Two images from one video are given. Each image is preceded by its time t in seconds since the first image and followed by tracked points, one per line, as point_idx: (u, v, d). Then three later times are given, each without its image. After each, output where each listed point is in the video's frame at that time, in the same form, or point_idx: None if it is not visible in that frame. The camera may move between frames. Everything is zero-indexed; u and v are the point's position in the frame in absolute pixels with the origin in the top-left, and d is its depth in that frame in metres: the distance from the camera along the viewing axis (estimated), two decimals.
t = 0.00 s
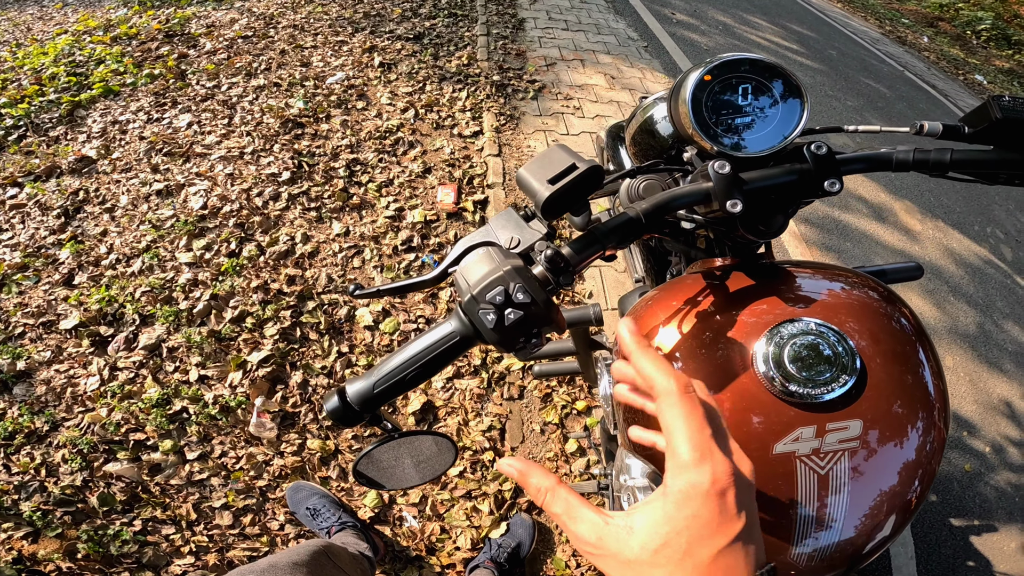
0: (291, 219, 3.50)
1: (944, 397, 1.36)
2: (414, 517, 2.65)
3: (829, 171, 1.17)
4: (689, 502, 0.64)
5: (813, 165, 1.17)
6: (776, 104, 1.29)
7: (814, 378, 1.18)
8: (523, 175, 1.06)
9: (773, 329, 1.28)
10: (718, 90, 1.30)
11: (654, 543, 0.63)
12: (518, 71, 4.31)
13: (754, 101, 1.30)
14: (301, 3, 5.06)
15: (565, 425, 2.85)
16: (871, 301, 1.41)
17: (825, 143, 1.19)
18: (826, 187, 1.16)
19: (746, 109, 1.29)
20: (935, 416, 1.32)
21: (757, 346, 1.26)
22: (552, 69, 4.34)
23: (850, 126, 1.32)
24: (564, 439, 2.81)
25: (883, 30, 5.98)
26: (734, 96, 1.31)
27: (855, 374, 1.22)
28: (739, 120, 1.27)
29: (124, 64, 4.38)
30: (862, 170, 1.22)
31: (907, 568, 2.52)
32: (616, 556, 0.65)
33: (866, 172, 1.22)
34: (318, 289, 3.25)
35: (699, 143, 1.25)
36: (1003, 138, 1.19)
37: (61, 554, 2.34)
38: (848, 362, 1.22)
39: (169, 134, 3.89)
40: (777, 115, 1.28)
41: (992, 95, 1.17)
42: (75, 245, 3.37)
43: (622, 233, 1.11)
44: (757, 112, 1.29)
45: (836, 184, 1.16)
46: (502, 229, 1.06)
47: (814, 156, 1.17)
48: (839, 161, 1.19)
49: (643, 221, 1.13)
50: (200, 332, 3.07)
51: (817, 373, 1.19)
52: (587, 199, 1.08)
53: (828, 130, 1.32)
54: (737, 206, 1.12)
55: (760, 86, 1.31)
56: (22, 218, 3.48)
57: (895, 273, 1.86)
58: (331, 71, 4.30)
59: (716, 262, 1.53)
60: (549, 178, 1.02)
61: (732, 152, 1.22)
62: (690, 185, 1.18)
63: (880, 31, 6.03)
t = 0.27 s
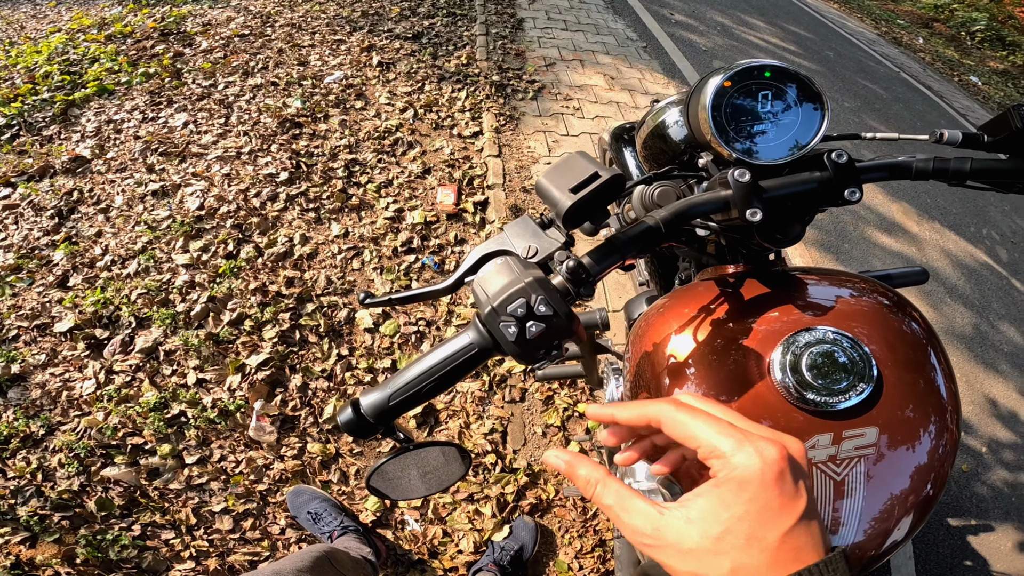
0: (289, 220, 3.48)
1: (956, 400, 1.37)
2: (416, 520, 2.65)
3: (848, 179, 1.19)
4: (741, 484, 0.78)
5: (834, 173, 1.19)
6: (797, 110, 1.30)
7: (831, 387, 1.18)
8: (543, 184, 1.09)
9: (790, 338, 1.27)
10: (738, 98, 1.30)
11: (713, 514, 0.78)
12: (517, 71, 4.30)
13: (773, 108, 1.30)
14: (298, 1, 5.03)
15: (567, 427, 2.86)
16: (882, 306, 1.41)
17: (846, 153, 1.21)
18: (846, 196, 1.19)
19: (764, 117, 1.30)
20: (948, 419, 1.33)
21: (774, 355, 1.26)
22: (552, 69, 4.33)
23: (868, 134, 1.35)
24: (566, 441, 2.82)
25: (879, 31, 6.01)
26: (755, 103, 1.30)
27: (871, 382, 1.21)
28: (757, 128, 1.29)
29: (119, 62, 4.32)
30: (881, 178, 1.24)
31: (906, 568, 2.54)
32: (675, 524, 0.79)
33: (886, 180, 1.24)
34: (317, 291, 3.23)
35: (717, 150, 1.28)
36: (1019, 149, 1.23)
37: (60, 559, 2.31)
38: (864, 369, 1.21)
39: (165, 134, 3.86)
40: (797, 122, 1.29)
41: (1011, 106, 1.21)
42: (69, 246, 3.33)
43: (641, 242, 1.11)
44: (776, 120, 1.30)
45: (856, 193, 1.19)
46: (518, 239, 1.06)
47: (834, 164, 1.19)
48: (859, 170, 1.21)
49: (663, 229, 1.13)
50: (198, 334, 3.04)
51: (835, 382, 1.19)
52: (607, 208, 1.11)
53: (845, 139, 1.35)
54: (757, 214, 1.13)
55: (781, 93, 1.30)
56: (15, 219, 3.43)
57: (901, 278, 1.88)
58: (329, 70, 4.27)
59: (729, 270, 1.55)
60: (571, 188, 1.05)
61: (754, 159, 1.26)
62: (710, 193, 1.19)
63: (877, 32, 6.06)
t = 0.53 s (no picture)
0: (287, 221, 3.46)
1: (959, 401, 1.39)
2: (418, 522, 2.65)
3: (860, 190, 1.21)
4: (637, 345, 0.73)
5: (846, 184, 1.20)
6: (808, 119, 1.33)
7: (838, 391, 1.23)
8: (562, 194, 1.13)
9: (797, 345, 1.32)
10: (752, 106, 1.29)
11: (610, 380, 0.76)
12: (515, 71, 4.30)
13: (787, 118, 1.32)
14: None
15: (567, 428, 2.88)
16: (885, 311, 1.43)
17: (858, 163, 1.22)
18: (858, 207, 1.21)
19: (778, 126, 1.31)
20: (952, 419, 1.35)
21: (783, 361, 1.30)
22: (549, 69, 4.34)
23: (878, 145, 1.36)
24: (566, 442, 2.84)
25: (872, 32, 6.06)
26: (768, 113, 1.31)
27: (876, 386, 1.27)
28: (771, 139, 1.31)
29: (111, 61, 4.28)
30: (892, 188, 1.25)
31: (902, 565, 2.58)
32: (599, 407, 0.78)
33: (897, 191, 1.25)
34: (316, 293, 3.21)
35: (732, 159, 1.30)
36: None
37: (59, 565, 2.29)
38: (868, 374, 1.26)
39: (159, 133, 3.83)
40: (809, 132, 1.32)
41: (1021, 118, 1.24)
42: (62, 248, 3.29)
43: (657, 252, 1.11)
44: (790, 130, 1.31)
45: (868, 205, 1.21)
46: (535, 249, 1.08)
47: (847, 174, 1.20)
48: (871, 181, 1.23)
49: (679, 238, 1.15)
50: (195, 337, 3.01)
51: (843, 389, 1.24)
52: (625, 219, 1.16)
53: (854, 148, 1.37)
54: (771, 225, 1.16)
55: (796, 103, 1.32)
56: (7, 220, 3.39)
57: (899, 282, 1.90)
58: (325, 70, 4.27)
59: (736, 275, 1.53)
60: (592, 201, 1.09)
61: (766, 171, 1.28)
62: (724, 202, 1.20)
63: (869, 33, 6.10)
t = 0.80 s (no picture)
0: (284, 223, 3.45)
1: (953, 402, 1.43)
2: (420, 523, 2.68)
3: (863, 204, 1.25)
4: (587, 345, 0.81)
5: (850, 199, 1.24)
6: (814, 132, 1.34)
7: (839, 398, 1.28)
8: (579, 211, 1.18)
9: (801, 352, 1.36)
10: (758, 122, 1.32)
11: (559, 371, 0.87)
12: (511, 71, 4.33)
13: (792, 132, 1.34)
14: None
15: (566, 429, 2.92)
16: (879, 316, 1.47)
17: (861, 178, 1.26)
18: (861, 220, 1.25)
19: (783, 140, 1.34)
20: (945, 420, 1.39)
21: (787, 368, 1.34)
22: (546, 70, 4.37)
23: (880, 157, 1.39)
24: (566, 443, 2.88)
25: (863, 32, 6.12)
26: (774, 125, 1.34)
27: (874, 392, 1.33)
28: (776, 152, 1.33)
29: (102, 60, 4.33)
30: (894, 201, 1.29)
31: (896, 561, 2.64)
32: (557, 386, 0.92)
33: (898, 204, 1.29)
34: (315, 295, 3.22)
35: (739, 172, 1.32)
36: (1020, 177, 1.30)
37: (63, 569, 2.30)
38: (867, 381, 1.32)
39: (153, 134, 3.82)
40: (814, 145, 1.34)
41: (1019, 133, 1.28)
42: (56, 251, 3.26)
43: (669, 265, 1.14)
44: (794, 143, 1.34)
45: (870, 218, 1.25)
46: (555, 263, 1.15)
47: (851, 189, 1.25)
48: (873, 195, 1.27)
49: (689, 251, 1.17)
50: (194, 341, 2.99)
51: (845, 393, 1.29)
52: (638, 233, 1.20)
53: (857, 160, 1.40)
54: (778, 237, 1.20)
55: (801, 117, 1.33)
56: None
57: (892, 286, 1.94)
58: (321, 70, 4.26)
59: (740, 284, 1.56)
60: (611, 217, 1.14)
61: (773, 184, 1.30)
62: (733, 215, 1.23)
63: (861, 33, 6.16)
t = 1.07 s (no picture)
0: (279, 223, 3.44)
1: (942, 397, 1.46)
2: (419, 522, 2.69)
3: (858, 207, 1.30)
4: (599, 347, 0.85)
5: (846, 202, 1.28)
6: (812, 137, 1.35)
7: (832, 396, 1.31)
8: (586, 216, 1.20)
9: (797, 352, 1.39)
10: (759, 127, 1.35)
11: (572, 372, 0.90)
12: (504, 70, 4.38)
13: (790, 137, 1.35)
14: None
15: (563, 426, 2.95)
16: (870, 315, 1.49)
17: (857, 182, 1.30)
18: (856, 224, 1.30)
19: (781, 145, 1.35)
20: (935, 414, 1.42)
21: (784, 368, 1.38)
22: (539, 69, 4.42)
23: (874, 160, 1.43)
24: (563, 440, 2.91)
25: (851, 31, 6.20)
26: (773, 130, 1.35)
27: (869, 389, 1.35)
28: (773, 158, 1.35)
29: (91, 59, 4.33)
30: (889, 204, 1.33)
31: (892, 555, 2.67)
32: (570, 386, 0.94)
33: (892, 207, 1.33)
34: (311, 295, 3.21)
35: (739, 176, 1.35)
36: (1010, 181, 1.35)
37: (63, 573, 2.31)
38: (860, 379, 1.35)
39: (143, 134, 3.80)
40: (811, 149, 1.35)
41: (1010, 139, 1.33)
42: (46, 252, 3.22)
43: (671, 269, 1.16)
44: (792, 148, 1.35)
45: (864, 221, 1.30)
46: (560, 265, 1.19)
47: (846, 193, 1.28)
48: (868, 198, 1.31)
49: (691, 254, 1.18)
50: (189, 342, 2.98)
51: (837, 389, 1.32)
52: (643, 240, 1.20)
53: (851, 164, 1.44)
54: (776, 241, 1.24)
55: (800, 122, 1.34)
56: None
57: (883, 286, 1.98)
58: (314, 68, 4.33)
59: (737, 285, 1.61)
60: (618, 224, 1.15)
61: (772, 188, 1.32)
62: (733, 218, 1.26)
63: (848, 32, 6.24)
